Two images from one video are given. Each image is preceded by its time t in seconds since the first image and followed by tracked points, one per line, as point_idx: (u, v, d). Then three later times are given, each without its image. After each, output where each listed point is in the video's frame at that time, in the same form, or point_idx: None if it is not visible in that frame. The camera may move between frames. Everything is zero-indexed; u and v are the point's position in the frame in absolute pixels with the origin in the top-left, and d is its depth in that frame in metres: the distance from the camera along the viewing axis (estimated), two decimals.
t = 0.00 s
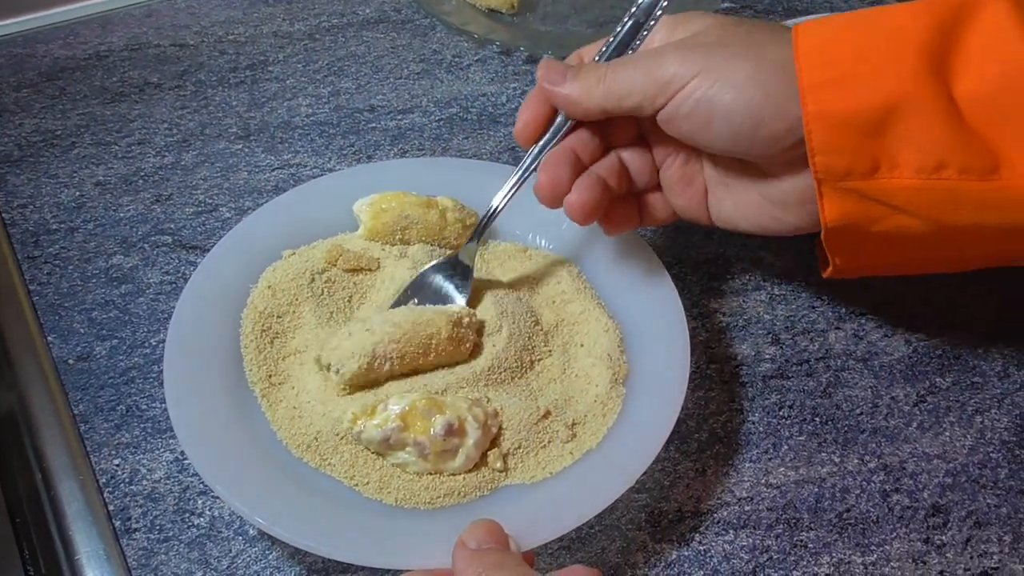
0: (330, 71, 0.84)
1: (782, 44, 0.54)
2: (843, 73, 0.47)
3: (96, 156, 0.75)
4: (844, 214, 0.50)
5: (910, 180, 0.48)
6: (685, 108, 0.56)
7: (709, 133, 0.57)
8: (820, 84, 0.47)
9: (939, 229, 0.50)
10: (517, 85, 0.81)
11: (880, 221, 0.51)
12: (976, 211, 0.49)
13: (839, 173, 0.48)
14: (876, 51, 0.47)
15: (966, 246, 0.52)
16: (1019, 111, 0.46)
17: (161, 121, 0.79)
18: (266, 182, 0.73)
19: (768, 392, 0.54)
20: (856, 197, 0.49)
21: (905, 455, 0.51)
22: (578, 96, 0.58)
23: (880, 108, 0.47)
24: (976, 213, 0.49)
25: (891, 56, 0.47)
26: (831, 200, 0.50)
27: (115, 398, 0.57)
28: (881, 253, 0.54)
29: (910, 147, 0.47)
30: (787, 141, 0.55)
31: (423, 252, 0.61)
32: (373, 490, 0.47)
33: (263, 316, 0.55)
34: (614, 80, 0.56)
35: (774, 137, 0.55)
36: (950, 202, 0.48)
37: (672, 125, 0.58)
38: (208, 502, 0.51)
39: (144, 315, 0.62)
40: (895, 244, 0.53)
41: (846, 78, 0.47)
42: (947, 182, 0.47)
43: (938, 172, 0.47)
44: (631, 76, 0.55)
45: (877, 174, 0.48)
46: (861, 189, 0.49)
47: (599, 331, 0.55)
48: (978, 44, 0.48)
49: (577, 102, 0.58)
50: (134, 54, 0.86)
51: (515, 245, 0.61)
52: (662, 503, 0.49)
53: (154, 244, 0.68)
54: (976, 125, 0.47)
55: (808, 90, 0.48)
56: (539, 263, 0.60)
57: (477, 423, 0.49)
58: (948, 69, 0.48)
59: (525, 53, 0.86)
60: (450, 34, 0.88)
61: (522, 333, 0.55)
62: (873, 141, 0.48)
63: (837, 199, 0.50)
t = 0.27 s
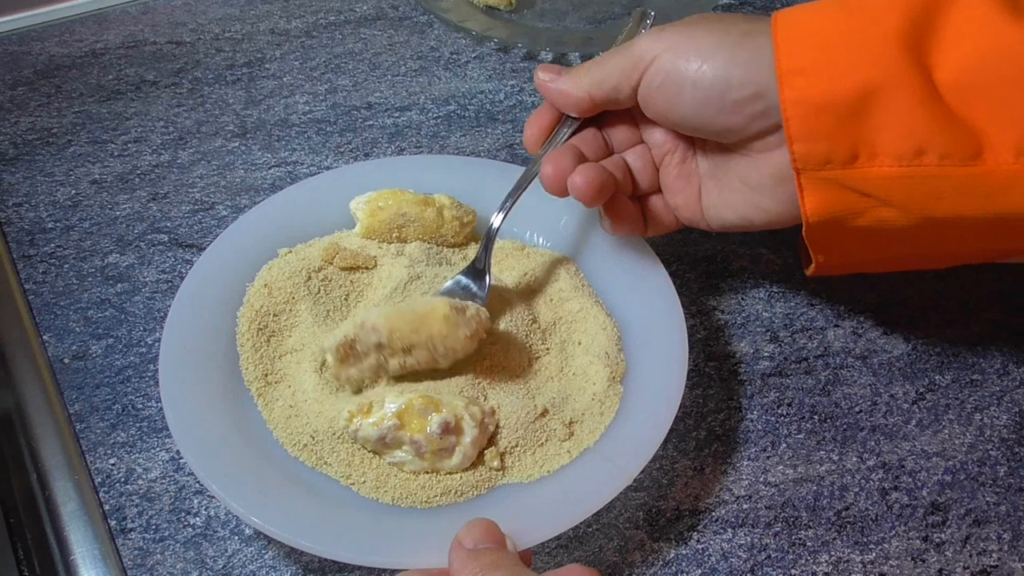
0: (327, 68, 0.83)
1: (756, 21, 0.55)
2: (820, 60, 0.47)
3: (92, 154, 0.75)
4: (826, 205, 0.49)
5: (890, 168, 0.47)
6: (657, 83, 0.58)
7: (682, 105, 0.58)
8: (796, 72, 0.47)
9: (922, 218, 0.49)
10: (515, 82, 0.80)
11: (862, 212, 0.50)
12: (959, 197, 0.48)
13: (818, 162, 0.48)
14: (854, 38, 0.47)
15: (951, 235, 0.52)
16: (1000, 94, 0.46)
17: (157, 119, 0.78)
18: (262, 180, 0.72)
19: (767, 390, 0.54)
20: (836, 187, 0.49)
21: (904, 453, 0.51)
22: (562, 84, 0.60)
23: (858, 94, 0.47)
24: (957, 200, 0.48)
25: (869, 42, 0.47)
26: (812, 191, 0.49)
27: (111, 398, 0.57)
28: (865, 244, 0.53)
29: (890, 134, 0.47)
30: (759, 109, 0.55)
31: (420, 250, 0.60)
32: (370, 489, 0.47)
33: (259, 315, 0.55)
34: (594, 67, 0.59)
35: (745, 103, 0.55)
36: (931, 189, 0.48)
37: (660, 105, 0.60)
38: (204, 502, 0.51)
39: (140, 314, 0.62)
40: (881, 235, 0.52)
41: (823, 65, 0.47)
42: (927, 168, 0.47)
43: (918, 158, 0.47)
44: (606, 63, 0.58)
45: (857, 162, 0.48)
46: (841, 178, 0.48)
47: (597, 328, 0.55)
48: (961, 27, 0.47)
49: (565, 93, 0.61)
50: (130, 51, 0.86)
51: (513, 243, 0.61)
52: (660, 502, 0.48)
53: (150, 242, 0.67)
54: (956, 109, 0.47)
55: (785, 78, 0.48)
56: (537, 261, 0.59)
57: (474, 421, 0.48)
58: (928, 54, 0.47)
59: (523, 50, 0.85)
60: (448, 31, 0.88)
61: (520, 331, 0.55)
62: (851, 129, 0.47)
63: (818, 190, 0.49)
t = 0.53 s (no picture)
0: (324, 67, 0.83)
1: None
2: (831, 36, 0.46)
3: (88, 154, 0.74)
4: (831, 186, 0.49)
5: (899, 148, 0.47)
6: (665, 42, 0.58)
7: (688, 67, 0.59)
8: (806, 47, 0.46)
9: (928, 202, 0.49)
10: (512, 81, 0.80)
11: (868, 194, 0.49)
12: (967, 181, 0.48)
13: (826, 140, 0.47)
14: (864, 15, 0.46)
15: (956, 225, 0.51)
16: (1009, 75, 0.45)
17: (153, 118, 0.78)
18: (259, 179, 0.72)
19: (764, 390, 0.54)
20: (843, 167, 0.48)
21: (902, 452, 0.51)
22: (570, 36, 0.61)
23: (867, 72, 0.46)
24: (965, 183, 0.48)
25: (880, 19, 0.46)
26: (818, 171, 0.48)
27: (106, 398, 0.56)
28: (868, 230, 0.53)
29: (898, 114, 0.47)
30: (765, 78, 0.56)
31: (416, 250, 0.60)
32: (365, 490, 0.47)
33: (254, 315, 0.55)
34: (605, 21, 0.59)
35: (752, 71, 0.56)
36: (940, 171, 0.47)
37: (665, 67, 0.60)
38: (199, 502, 0.51)
39: (135, 313, 0.62)
40: (884, 220, 0.52)
41: (833, 42, 0.46)
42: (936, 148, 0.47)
43: (927, 138, 0.47)
44: (618, 17, 0.59)
45: (864, 142, 0.47)
46: (848, 158, 0.48)
47: (594, 328, 0.54)
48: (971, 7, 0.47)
49: (569, 43, 0.61)
50: (126, 50, 0.85)
51: (509, 242, 0.61)
52: (656, 502, 0.48)
53: (146, 242, 0.67)
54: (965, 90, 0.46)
55: (794, 53, 0.46)
56: (533, 260, 0.59)
57: (470, 421, 0.48)
58: (939, 32, 0.47)
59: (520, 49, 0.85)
60: (445, 29, 0.88)
61: (517, 331, 0.55)
62: (860, 107, 0.47)
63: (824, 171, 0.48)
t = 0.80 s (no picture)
0: (322, 64, 0.83)
1: None
2: (840, 27, 0.46)
3: (87, 151, 0.74)
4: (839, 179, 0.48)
5: (909, 141, 0.47)
6: (672, 32, 0.58)
7: (695, 59, 0.58)
8: (815, 37, 0.46)
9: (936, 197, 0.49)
10: (511, 78, 0.80)
11: (876, 189, 0.49)
12: (976, 176, 0.47)
13: (835, 132, 0.47)
14: (874, 6, 0.46)
15: (965, 223, 0.51)
16: (1019, 69, 0.45)
17: (152, 115, 0.78)
18: (257, 177, 0.72)
19: (762, 388, 0.54)
20: (852, 160, 0.48)
21: (900, 450, 0.51)
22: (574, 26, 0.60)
23: (877, 63, 0.46)
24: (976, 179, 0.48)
25: (891, 10, 0.46)
26: (827, 164, 0.48)
27: (105, 396, 0.56)
28: (876, 227, 0.52)
29: (908, 106, 0.46)
30: (773, 71, 0.55)
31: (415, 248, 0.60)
32: (363, 488, 0.47)
33: (253, 313, 0.55)
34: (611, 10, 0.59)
35: (761, 63, 0.55)
36: (950, 166, 0.47)
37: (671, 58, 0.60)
38: (198, 500, 0.51)
39: (134, 311, 0.62)
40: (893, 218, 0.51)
41: (843, 33, 0.46)
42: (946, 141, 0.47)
43: (937, 131, 0.46)
44: (624, 7, 0.59)
45: (873, 134, 0.47)
46: (857, 151, 0.48)
47: (592, 326, 0.54)
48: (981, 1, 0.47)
49: (575, 33, 0.60)
50: (125, 47, 0.85)
51: (507, 241, 0.61)
52: (654, 500, 0.48)
53: (145, 239, 0.67)
54: (975, 84, 0.46)
55: (804, 44, 0.46)
56: (531, 258, 0.59)
57: (468, 420, 0.48)
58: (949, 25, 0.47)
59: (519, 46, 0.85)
60: (443, 26, 0.87)
61: (516, 329, 0.55)
62: (869, 98, 0.47)
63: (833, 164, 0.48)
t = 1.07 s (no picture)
0: (319, 64, 0.83)
1: None
2: (845, 18, 0.46)
3: (84, 151, 0.74)
4: (845, 171, 0.48)
5: (914, 132, 0.47)
6: (676, 22, 0.57)
7: (699, 49, 0.58)
8: (820, 28, 0.46)
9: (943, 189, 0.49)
10: (508, 77, 0.80)
11: (881, 181, 0.49)
12: (981, 167, 0.47)
13: (840, 123, 0.47)
14: None
15: (969, 216, 0.51)
16: (1022, 60, 0.46)
17: (149, 115, 0.78)
18: (254, 176, 0.72)
19: (760, 386, 0.54)
20: (857, 151, 0.48)
21: (898, 448, 0.51)
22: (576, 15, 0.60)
23: (883, 54, 0.46)
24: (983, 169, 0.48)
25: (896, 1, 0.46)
26: (833, 155, 0.48)
27: (102, 396, 0.56)
28: (879, 221, 0.52)
29: (914, 98, 0.46)
30: (778, 61, 0.55)
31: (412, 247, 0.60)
32: (361, 487, 0.47)
33: (250, 312, 0.55)
34: None
35: (765, 54, 0.55)
36: (955, 157, 0.47)
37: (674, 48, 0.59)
38: (195, 500, 0.51)
39: (131, 311, 0.62)
40: (896, 211, 0.51)
41: (848, 23, 0.46)
42: (952, 133, 0.46)
43: (944, 122, 0.46)
44: None
45: (879, 126, 0.47)
46: (863, 142, 0.47)
47: (589, 324, 0.54)
48: None
49: (577, 23, 0.60)
50: (122, 47, 0.85)
51: (504, 239, 0.61)
52: (652, 499, 0.48)
53: (142, 239, 0.67)
54: (980, 75, 0.46)
55: (809, 35, 0.46)
56: (529, 257, 0.59)
57: (465, 419, 0.48)
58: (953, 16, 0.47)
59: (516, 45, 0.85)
60: (441, 26, 0.87)
61: (514, 328, 0.55)
62: (875, 90, 0.46)
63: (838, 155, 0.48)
